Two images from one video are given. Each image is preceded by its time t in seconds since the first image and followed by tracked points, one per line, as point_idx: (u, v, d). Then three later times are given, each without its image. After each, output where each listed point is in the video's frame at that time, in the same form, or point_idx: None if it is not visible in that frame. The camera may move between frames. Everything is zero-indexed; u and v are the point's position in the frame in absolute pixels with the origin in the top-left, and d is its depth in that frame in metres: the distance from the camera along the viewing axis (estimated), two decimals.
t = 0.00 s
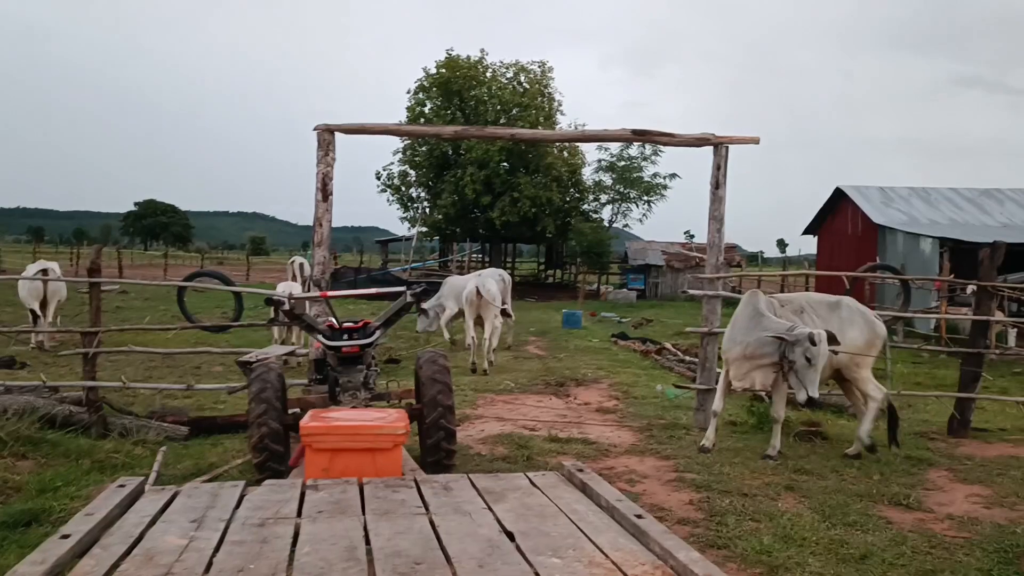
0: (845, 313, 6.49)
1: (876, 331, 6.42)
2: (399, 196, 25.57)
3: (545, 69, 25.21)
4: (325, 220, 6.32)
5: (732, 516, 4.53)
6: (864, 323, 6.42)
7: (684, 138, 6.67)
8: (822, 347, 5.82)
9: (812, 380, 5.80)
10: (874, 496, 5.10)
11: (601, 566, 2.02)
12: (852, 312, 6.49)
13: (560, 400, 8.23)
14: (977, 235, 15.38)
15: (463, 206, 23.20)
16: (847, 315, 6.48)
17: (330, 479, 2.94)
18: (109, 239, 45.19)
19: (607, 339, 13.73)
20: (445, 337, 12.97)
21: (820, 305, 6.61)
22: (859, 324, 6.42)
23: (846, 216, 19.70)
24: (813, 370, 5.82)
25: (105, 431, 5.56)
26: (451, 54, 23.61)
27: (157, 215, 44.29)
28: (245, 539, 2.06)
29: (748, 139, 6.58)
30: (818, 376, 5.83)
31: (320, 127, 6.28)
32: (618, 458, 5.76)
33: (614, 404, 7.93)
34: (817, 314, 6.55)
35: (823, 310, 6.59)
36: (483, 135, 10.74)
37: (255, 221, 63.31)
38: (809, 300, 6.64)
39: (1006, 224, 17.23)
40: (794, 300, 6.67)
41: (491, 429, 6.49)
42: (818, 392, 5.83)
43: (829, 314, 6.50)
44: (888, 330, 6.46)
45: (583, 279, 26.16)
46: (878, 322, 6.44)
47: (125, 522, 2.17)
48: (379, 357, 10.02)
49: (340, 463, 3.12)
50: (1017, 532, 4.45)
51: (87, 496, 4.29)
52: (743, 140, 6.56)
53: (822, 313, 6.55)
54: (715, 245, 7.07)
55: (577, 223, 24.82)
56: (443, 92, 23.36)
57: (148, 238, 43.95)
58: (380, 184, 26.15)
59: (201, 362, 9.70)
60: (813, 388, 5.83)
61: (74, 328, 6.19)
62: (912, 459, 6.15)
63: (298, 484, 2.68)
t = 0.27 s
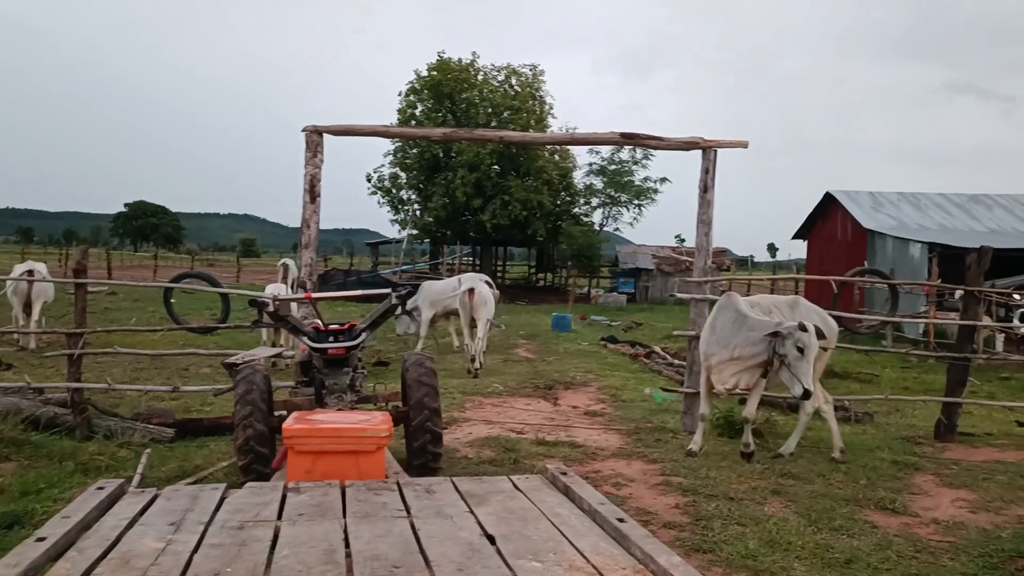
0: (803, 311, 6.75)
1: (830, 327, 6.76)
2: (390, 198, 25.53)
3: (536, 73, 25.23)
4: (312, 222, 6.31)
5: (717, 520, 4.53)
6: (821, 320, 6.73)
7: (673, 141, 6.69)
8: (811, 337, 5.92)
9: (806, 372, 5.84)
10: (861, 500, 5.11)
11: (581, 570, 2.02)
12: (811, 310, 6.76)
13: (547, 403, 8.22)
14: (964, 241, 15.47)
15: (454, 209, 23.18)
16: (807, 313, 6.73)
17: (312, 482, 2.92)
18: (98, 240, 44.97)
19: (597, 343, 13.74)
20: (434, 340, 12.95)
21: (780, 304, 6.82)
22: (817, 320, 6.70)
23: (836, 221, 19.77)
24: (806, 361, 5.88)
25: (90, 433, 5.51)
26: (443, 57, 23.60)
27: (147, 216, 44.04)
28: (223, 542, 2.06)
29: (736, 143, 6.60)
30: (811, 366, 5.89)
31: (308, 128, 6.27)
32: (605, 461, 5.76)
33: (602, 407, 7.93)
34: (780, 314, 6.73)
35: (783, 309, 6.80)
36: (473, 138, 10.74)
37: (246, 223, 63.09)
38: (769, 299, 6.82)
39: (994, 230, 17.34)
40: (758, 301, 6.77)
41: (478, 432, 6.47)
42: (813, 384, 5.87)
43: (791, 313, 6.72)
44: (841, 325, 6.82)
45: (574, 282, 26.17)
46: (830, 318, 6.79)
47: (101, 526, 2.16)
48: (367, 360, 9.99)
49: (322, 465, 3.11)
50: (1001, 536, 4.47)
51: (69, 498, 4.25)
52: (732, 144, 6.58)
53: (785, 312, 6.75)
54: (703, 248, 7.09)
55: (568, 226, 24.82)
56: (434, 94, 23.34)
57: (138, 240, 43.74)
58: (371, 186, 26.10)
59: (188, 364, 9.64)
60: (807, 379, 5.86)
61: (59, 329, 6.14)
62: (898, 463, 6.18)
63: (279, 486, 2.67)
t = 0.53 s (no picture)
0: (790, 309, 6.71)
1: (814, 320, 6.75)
2: (381, 199, 25.49)
3: (527, 73, 25.23)
4: (302, 221, 6.29)
5: (707, 520, 4.54)
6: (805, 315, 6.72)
7: (662, 142, 6.70)
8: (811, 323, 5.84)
9: (812, 357, 5.73)
10: (850, 500, 5.13)
11: (568, 572, 2.02)
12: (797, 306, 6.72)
13: (538, 404, 8.22)
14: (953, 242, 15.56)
15: (445, 209, 23.16)
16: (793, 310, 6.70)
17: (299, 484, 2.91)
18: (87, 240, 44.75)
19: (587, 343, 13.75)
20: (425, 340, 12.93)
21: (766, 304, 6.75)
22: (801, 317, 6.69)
23: (826, 221, 19.84)
24: (810, 347, 5.78)
25: (77, 434, 5.47)
26: (433, 57, 23.57)
27: (137, 216, 43.85)
28: (207, 545, 2.05)
29: (725, 143, 6.61)
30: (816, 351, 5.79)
31: (297, 127, 6.25)
32: (595, 462, 5.76)
33: (592, 408, 7.93)
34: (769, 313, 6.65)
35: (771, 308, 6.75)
36: (464, 138, 10.73)
37: (236, 223, 62.87)
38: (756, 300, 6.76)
39: (983, 231, 17.42)
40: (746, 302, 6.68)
41: (468, 433, 6.47)
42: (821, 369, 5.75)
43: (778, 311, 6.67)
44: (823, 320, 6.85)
45: (564, 283, 26.19)
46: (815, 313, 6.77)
47: (85, 530, 2.15)
48: (357, 360, 9.97)
49: (310, 467, 3.11)
50: (989, 536, 4.49)
51: (54, 500, 4.22)
52: (721, 144, 6.60)
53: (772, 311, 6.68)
54: (693, 249, 7.10)
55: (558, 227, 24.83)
56: (425, 95, 23.32)
57: (127, 240, 43.55)
58: (361, 186, 26.05)
59: (177, 365, 9.60)
60: (815, 365, 5.74)
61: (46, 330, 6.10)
62: (886, 463, 6.20)
63: (266, 488, 2.65)
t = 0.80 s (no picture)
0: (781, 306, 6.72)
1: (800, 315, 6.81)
2: (375, 198, 25.44)
3: (522, 72, 25.20)
4: (296, 221, 6.27)
5: (702, 520, 4.54)
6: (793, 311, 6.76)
7: (658, 141, 6.69)
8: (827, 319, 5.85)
9: (838, 353, 5.72)
10: (845, 499, 5.14)
11: (563, 572, 2.01)
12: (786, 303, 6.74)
13: (533, 403, 8.22)
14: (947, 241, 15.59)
15: (440, 209, 23.12)
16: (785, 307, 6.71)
17: (293, 484, 2.90)
18: (81, 239, 44.60)
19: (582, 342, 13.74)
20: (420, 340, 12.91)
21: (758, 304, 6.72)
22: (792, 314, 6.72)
23: (821, 220, 19.87)
24: (833, 342, 5.76)
25: (71, 434, 5.45)
26: (428, 56, 23.52)
27: (131, 215, 43.67)
28: (200, 546, 2.04)
29: (720, 143, 6.61)
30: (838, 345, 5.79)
31: (291, 127, 6.23)
32: (590, 461, 5.76)
33: (587, 408, 7.92)
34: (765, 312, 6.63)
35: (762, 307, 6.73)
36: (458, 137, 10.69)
37: (230, 223, 62.70)
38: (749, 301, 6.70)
39: (977, 230, 17.46)
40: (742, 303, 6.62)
41: (463, 432, 6.46)
42: (848, 364, 5.75)
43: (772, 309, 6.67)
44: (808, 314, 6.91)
45: (559, 282, 26.18)
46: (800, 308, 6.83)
47: (77, 530, 2.14)
48: (351, 360, 9.94)
49: (304, 467, 3.10)
50: (983, 534, 4.50)
51: (48, 501, 4.20)
52: (716, 144, 6.60)
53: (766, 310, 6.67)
54: (688, 248, 7.10)
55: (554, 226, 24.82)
56: (420, 94, 23.27)
57: (121, 239, 43.39)
58: (356, 186, 26.00)
59: (171, 364, 9.57)
60: (841, 360, 5.75)
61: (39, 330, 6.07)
62: (881, 462, 6.21)
63: (260, 488, 2.65)
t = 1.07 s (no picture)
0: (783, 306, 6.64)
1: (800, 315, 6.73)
2: (374, 198, 25.42)
3: (520, 72, 25.19)
4: (294, 220, 6.27)
5: (701, 519, 4.54)
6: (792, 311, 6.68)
7: (656, 141, 6.69)
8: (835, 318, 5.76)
9: (846, 353, 5.62)
10: (844, 499, 5.14)
11: (561, 572, 2.01)
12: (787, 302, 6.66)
13: (532, 403, 8.21)
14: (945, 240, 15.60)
15: (438, 208, 23.11)
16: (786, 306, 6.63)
17: (290, 484, 2.90)
18: (80, 239, 44.58)
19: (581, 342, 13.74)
20: (419, 339, 12.91)
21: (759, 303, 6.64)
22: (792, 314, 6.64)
23: (819, 220, 19.88)
24: (841, 342, 5.66)
25: (69, 435, 5.45)
26: (427, 55, 23.50)
27: (130, 215, 43.59)
28: (198, 546, 2.04)
29: (719, 142, 6.61)
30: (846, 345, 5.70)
31: (289, 126, 6.22)
32: (589, 461, 5.76)
33: (587, 407, 7.92)
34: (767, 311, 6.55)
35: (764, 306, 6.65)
36: (457, 137, 10.69)
37: (229, 223, 62.66)
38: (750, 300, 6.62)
39: (976, 229, 17.47)
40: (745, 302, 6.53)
41: (462, 432, 6.46)
42: (856, 364, 5.65)
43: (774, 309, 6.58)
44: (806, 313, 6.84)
45: (558, 282, 26.18)
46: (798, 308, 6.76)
47: (74, 531, 2.13)
48: (350, 360, 9.93)
49: (303, 467, 3.09)
50: (982, 534, 4.50)
51: (45, 501, 4.19)
52: (715, 143, 6.60)
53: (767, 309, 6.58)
54: (686, 248, 7.10)
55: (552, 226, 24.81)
56: (418, 93, 23.26)
57: (120, 238, 43.37)
58: (355, 185, 25.98)
59: (170, 364, 9.56)
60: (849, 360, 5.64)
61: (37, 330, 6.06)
62: (880, 461, 6.21)
63: (258, 488, 2.64)
